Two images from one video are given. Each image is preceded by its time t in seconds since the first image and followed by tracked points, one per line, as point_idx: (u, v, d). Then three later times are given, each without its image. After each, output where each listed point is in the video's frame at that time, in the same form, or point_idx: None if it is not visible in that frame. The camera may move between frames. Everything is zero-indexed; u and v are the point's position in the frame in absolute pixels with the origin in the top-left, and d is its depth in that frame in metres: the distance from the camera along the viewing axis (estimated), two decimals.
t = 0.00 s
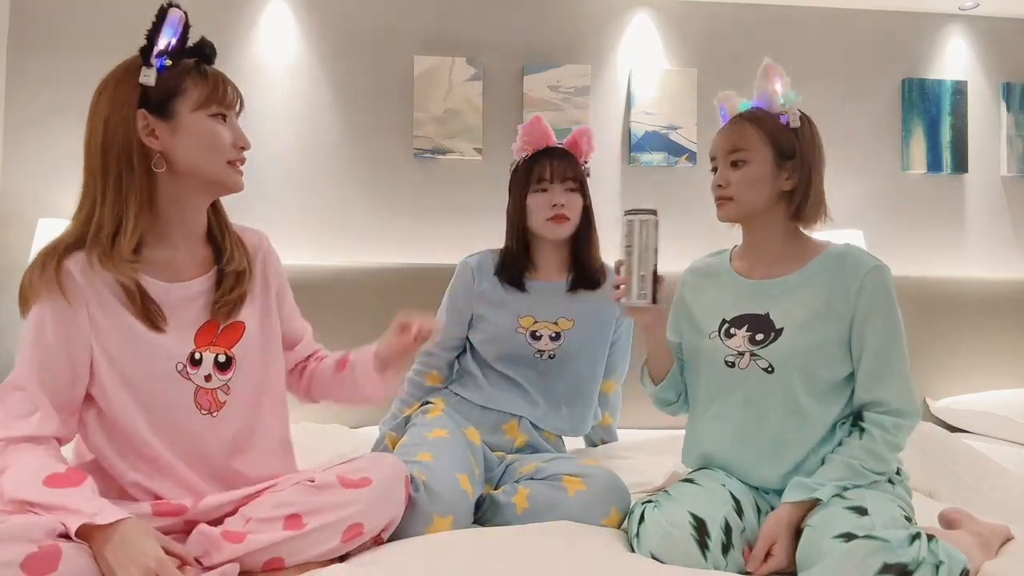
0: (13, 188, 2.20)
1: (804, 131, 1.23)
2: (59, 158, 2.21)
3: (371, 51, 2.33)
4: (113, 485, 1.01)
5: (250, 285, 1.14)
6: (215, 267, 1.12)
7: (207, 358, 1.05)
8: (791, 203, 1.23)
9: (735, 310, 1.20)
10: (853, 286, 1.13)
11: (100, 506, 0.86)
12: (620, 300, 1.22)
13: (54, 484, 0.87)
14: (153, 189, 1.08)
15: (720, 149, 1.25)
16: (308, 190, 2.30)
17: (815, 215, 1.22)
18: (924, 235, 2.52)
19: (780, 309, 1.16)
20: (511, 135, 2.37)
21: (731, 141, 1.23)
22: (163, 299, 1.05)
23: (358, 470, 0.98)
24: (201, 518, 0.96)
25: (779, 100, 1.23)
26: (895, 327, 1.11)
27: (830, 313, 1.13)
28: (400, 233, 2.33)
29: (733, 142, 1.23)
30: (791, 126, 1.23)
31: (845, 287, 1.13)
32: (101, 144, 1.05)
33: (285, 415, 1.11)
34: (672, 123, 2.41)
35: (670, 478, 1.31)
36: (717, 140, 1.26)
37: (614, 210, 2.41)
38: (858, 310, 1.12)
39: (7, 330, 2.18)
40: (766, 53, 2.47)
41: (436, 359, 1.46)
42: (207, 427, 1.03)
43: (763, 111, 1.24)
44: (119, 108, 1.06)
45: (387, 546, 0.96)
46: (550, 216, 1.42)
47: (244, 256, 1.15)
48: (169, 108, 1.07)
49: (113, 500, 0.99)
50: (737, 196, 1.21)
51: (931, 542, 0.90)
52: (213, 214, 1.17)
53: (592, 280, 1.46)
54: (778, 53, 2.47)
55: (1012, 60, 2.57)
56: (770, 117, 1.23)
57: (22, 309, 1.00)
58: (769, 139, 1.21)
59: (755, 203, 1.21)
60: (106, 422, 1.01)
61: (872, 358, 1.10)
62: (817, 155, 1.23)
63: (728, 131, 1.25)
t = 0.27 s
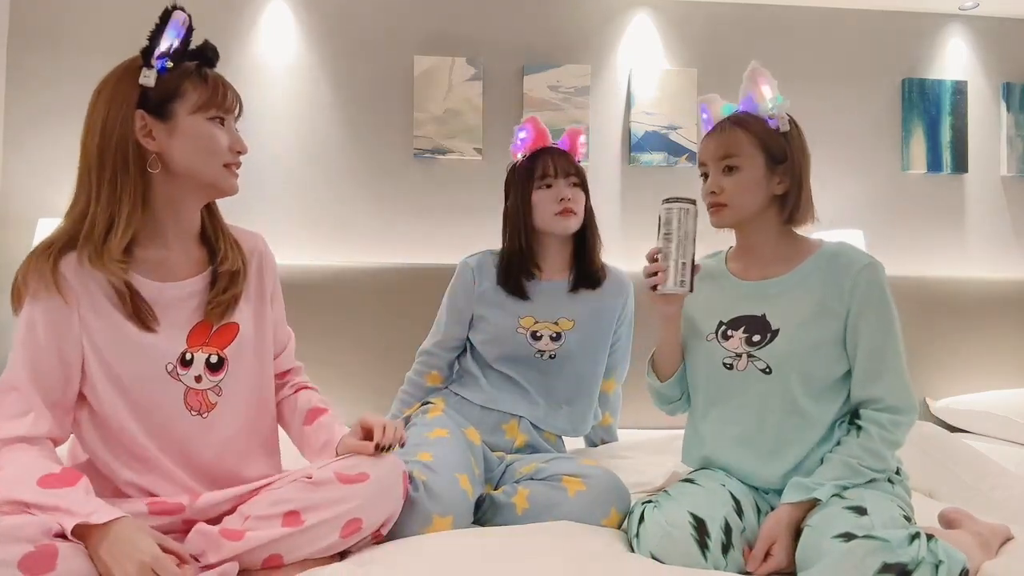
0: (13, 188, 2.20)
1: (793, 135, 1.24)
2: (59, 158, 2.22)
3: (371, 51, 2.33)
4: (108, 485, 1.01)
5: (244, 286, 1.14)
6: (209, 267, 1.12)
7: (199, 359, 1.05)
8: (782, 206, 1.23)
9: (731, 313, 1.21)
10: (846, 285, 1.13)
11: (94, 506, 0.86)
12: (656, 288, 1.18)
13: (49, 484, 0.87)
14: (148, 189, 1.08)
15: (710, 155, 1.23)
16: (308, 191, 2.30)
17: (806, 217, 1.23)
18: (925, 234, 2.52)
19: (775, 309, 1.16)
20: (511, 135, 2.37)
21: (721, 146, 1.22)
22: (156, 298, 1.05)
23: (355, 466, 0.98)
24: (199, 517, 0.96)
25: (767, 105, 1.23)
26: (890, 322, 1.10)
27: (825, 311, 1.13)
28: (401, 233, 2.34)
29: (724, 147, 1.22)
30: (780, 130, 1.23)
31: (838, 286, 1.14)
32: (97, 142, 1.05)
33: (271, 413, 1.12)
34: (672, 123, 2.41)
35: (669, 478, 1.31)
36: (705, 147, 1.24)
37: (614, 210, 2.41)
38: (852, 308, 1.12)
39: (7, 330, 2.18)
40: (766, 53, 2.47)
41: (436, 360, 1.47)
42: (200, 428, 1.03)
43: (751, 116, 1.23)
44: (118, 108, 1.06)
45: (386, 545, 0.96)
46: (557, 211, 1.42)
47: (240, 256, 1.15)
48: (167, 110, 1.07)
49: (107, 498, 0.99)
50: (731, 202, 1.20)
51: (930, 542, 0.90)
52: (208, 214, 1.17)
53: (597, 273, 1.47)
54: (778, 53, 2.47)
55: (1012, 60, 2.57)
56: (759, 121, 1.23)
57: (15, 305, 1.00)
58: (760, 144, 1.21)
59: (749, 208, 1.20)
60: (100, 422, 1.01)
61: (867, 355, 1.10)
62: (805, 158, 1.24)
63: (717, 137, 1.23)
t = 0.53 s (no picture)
0: (13, 188, 2.20)
1: (788, 136, 1.23)
2: (60, 158, 2.22)
3: (371, 51, 2.33)
4: (111, 486, 1.01)
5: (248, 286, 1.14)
6: (213, 268, 1.12)
7: (203, 359, 1.05)
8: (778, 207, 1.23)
9: (730, 313, 1.21)
10: (845, 284, 1.13)
11: (102, 508, 0.86)
12: (662, 282, 1.17)
13: (57, 486, 0.87)
14: (151, 188, 1.09)
15: (707, 158, 1.23)
16: (308, 190, 2.30)
17: (803, 216, 1.23)
18: (925, 234, 2.52)
19: (773, 308, 1.17)
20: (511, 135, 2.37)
21: (718, 149, 1.21)
22: (160, 297, 1.05)
23: (357, 468, 0.98)
24: (201, 518, 0.96)
25: (763, 106, 1.23)
26: (888, 320, 1.11)
27: (823, 310, 1.13)
28: (401, 233, 2.33)
29: (720, 149, 1.21)
30: (776, 131, 1.22)
31: (835, 285, 1.14)
32: (100, 142, 1.05)
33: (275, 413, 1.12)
34: (672, 123, 2.41)
35: (669, 478, 1.31)
36: (702, 149, 1.23)
37: (614, 210, 2.41)
38: (850, 306, 1.12)
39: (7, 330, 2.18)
40: (766, 53, 2.47)
41: (436, 360, 1.47)
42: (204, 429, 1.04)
43: (747, 118, 1.23)
44: (119, 107, 1.06)
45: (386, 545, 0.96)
46: (555, 212, 1.42)
47: (243, 256, 1.15)
48: (168, 108, 1.07)
49: (109, 499, 0.99)
50: (730, 205, 1.20)
51: (931, 542, 0.90)
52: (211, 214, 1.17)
53: (597, 270, 1.47)
54: (777, 53, 2.47)
55: (1012, 60, 2.57)
56: (755, 123, 1.22)
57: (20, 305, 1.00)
58: (756, 146, 1.21)
59: (747, 210, 1.20)
60: (104, 423, 1.01)
61: (865, 354, 1.10)
62: (800, 159, 1.24)
63: (713, 139, 1.23)
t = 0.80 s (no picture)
0: (13, 188, 2.20)
1: (789, 136, 1.23)
2: (60, 158, 2.22)
3: (371, 51, 2.33)
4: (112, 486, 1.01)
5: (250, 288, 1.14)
6: (216, 269, 1.12)
7: (206, 359, 1.05)
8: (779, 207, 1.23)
9: (729, 311, 1.21)
10: (845, 283, 1.13)
11: (104, 509, 0.86)
12: (663, 279, 1.18)
13: (59, 486, 0.87)
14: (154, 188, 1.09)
15: (708, 158, 1.23)
16: (309, 190, 2.30)
17: (804, 216, 1.23)
18: (925, 234, 2.52)
19: (773, 308, 1.17)
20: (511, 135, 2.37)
21: (719, 149, 1.21)
22: (163, 297, 1.05)
23: (358, 469, 0.98)
24: (201, 518, 0.96)
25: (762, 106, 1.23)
26: (888, 320, 1.10)
27: (824, 310, 1.13)
28: (401, 233, 2.33)
29: (721, 149, 1.21)
30: (777, 131, 1.22)
31: (835, 285, 1.14)
32: (105, 140, 1.05)
33: (274, 414, 1.13)
34: (672, 123, 2.41)
35: (669, 478, 1.30)
36: (704, 149, 1.23)
37: (614, 210, 2.41)
38: (850, 306, 1.12)
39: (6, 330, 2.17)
40: (766, 53, 2.47)
41: (436, 360, 1.46)
42: (206, 429, 1.04)
43: (748, 118, 1.23)
44: (125, 106, 1.06)
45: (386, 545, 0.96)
46: (554, 214, 1.42)
47: (246, 257, 1.15)
48: (172, 107, 1.07)
49: (109, 498, 0.99)
50: (732, 205, 1.19)
51: (931, 542, 0.90)
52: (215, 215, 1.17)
53: (597, 270, 1.47)
54: (777, 53, 2.47)
55: (1012, 60, 2.57)
56: (756, 123, 1.22)
57: (24, 302, 1.00)
58: (757, 146, 1.20)
59: (748, 210, 1.20)
60: (107, 422, 1.01)
61: (865, 354, 1.10)
62: (801, 159, 1.24)
63: (715, 139, 1.23)
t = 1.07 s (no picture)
0: (13, 188, 2.20)
1: (803, 132, 1.23)
2: (59, 158, 2.22)
3: (371, 51, 2.33)
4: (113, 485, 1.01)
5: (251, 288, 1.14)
6: (216, 268, 1.12)
7: (206, 359, 1.05)
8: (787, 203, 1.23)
9: (731, 307, 1.20)
10: (851, 284, 1.12)
11: (105, 508, 0.86)
12: (652, 288, 1.19)
13: (60, 485, 0.87)
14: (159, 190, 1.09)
15: (720, 148, 1.25)
16: (308, 191, 2.30)
17: (813, 214, 1.21)
18: (925, 234, 2.52)
19: (775, 307, 1.16)
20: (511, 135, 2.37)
21: (729, 141, 1.24)
22: (164, 296, 1.05)
23: (358, 469, 0.98)
24: (201, 518, 0.96)
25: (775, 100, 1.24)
26: (892, 322, 1.10)
27: (826, 311, 1.13)
28: (401, 233, 2.33)
29: (732, 141, 1.23)
30: (790, 126, 1.22)
31: (840, 286, 1.13)
32: (107, 141, 1.05)
33: (275, 415, 1.13)
34: (672, 123, 2.41)
35: (669, 478, 1.30)
36: (716, 140, 1.26)
37: (614, 210, 2.41)
38: (854, 307, 1.12)
39: (6, 330, 2.17)
40: (766, 53, 2.47)
41: (436, 360, 1.46)
42: (207, 429, 1.04)
43: (763, 112, 1.24)
44: (127, 108, 1.06)
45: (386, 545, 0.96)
46: (555, 215, 1.42)
47: (248, 258, 1.15)
48: (176, 108, 1.07)
49: (110, 498, 0.99)
50: (733, 195, 1.22)
51: (931, 542, 0.90)
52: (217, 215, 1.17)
53: (597, 270, 1.47)
54: (777, 53, 2.47)
55: (1012, 60, 2.57)
56: (769, 117, 1.23)
57: (26, 303, 1.00)
58: (766, 140, 1.21)
59: (751, 202, 1.21)
60: (109, 422, 1.01)
61: (868, 355, 1.10)
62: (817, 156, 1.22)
63: (727, 130, 1.25)
